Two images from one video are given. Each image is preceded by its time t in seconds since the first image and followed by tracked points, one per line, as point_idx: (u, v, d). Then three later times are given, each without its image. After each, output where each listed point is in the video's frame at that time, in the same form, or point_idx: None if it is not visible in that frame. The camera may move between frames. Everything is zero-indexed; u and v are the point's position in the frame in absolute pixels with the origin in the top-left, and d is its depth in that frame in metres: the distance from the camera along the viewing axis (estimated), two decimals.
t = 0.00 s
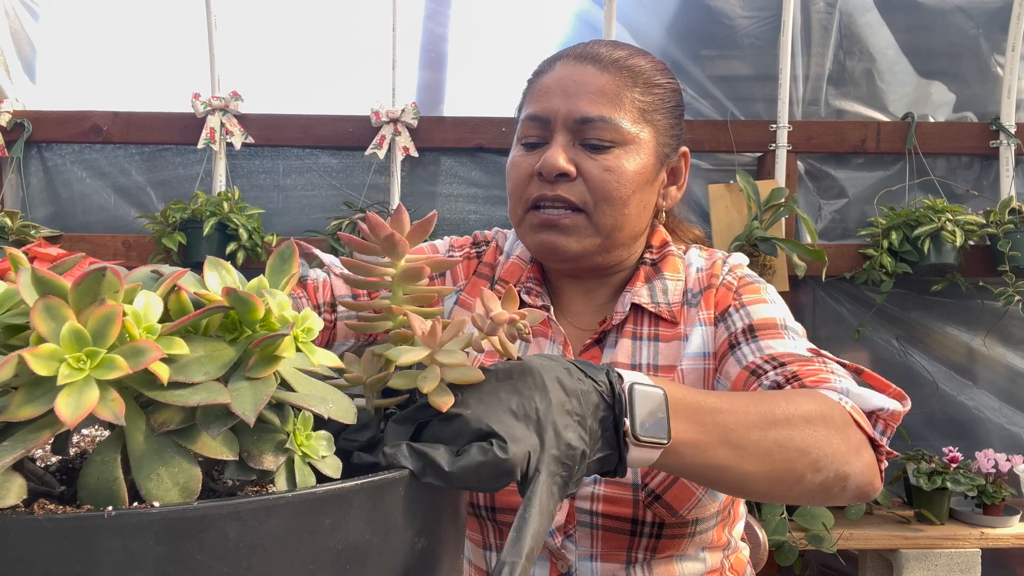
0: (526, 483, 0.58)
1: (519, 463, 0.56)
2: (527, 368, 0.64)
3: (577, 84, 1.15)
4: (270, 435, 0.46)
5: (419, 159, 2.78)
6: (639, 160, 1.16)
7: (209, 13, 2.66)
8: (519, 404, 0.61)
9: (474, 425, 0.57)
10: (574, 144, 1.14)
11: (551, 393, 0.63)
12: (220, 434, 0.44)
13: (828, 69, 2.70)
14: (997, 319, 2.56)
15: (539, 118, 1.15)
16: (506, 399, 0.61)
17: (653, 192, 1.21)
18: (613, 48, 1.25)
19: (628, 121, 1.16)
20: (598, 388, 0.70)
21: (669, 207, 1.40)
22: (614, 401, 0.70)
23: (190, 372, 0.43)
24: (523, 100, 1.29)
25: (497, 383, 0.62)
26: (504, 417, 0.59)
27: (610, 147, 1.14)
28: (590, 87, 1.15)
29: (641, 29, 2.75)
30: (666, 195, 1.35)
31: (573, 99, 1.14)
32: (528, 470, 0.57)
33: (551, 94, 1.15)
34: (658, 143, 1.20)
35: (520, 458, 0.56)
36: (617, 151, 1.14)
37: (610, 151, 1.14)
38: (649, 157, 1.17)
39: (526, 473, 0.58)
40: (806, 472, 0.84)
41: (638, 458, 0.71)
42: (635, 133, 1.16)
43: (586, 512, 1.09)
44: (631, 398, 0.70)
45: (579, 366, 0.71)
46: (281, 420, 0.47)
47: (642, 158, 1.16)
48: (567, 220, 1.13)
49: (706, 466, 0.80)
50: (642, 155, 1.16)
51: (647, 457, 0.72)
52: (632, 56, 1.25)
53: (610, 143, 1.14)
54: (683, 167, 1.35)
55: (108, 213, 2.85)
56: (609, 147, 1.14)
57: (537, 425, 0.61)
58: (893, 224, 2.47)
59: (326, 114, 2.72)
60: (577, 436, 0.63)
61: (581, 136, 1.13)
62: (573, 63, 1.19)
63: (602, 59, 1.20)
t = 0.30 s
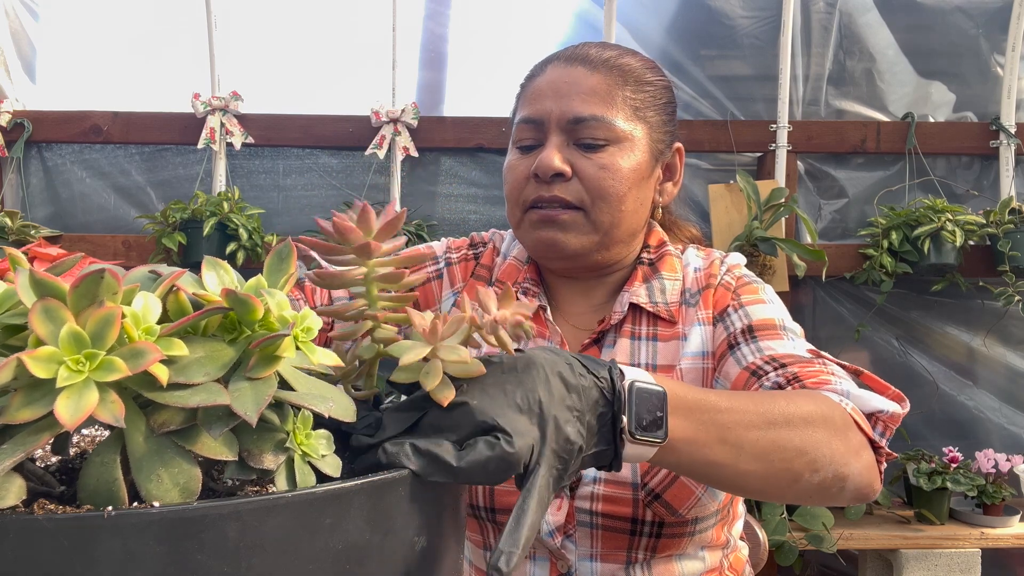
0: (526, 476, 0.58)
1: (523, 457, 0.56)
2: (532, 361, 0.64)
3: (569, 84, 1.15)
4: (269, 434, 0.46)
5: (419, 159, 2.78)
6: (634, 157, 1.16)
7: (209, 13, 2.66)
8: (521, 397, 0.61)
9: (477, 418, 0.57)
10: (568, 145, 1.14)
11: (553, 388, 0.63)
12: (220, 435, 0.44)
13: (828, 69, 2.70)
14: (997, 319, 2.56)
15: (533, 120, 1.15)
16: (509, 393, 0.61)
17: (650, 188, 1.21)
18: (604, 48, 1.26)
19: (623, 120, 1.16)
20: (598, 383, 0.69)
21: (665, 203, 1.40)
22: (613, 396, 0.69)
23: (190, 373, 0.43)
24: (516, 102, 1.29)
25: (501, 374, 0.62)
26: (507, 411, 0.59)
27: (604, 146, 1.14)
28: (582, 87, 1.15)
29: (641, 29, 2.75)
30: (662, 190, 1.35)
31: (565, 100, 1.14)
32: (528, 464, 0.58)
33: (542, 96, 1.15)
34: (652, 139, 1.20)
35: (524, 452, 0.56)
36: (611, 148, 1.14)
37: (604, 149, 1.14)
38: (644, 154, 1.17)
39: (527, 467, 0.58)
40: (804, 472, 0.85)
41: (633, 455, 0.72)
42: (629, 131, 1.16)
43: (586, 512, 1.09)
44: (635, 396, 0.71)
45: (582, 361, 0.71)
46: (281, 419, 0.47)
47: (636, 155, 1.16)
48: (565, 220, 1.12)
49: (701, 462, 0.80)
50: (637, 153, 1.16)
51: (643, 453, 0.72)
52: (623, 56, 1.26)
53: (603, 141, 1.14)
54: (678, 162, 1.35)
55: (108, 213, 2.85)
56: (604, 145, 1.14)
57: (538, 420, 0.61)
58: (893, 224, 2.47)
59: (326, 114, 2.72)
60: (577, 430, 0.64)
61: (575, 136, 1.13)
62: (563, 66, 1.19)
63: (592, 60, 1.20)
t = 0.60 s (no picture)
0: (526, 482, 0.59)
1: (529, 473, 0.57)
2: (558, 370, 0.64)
3: (571, 83, 1.15)
4: (269, 434, 0.46)
5: (419, 159, 2.78)
6: (636, 153, 1.16)
7: (209, 13, 2.66)
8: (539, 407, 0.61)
9: (499, 425, 0.57)
10: (571, 142, 1.14)
11: (570, 401, 0.64)
12: (221, 434, 0.44)
13: (828, 69, 2.70)
14: (998, 319, 2.56)
15: (535, 118, 1.15)
16: (530, 402, 0.61)
17: (650, 185, 1.21)
18: (603, 49, 1.25)
19: (625, 116, 1.16)
20: (605, 398, 0.70)
21: (665, 201, 1.40)
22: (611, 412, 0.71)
23: (190, 372, 0.43)
24: (516, 102, 1.29)
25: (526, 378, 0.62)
26: (524, 421, 0.59)
27: (607, 142, 1.14)
28: (584, 84, 1.15)
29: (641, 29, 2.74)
30: (662, 188, 1.35)
31: (568, 98, 1.14)
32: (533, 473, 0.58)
33: (545, 94, 1.15)
34: (652, 137, 1.21)
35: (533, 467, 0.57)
36: (613, 145, 1.14)
37: (607, 145, 1.14)
38: (644, 151, 1.17)
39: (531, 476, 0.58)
40: (793, 483, 0.86)
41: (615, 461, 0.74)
42: (630, 128, 1.16)
43: (586, 513, 1.09)
44: (627, 414, 0.71)
45: (598, 371, 0.71)
46: (281, 419, 0.47)
47: (638, 152, 1.16)
48: (571, 216, 1.12)
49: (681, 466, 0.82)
50: (639, 150, 1.17)
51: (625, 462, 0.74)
52: (620, 55, 1.26)
53: (606, 138, 1.14)
54: (677, 161, 1.35)
55: (108, 213, 2.85)
56: (606, 141, 1.14)
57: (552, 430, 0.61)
58: (893, 224, 2.47)
59: (326, 114, 2.72)
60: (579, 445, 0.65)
61: (578, 133, 1.14)
62: (563, 65, 1.19)
63: (593, 59, 1.20)
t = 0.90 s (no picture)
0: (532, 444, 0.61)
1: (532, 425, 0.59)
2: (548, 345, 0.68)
3: (567, 82, 1.15)
4: (270, 435, 0.46)
5: (419, 159, 2.78)
6: (634, 150, 1.16)
7: (209, 13, 2.66)
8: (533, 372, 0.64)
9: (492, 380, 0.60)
10: (568, 139, 1.14)
11: (564, 371, 0.67)
12: (221, 435, 0.44)
13: (828, 69, 2.70)
14: (998, 319, 2.56)
15: (533, 118, 1.15)
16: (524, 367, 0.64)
17: (649, 182, 1.21)
18: (599, 49, 1.25)
19: (622, 113, 1.16)
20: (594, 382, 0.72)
21: (665, 197, 1.40)
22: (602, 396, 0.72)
23: (190, 375, 0.43)
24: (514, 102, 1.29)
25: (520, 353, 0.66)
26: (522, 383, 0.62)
27: (604, 139, 1.14)
28: (580, 83, 1.15)
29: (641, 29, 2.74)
30: (661, 185, 1.35)
31: (564, 97, 1.14)
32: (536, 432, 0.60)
33: (541, 94, 1.16)
34: (650, 134, 1.20)
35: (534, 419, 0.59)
36: (610, 141, 1.14)
37: (604, 142, 1.14)
38: (642, 149, 1.17)
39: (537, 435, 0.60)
40: (791, 483, 0.86)
41: (617, 457, 0.73)
42: (628, 125, 1.16)
43: (586, 510, 1.09)
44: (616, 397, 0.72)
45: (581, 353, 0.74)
46: (281, 420, 0.47)
47: (636, 149, 1.16)
48: (570, 214, 1.12)
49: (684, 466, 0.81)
50: (637, 147, 1.17)
51: (626, 455, 0.74)
52: (616, 55, 1.26)
53: (604, 135, 1.14)
54: (676, 157, 1.35)
55: (108, 213, 2.85)
56: (603, 139, 1.14)
57: (551, 394, 0.64)
58: (893, 224, 2.47)
59: (326, 114, 2.72)
60: (581, 415, 0.66)
61: (575, 131, 1.14)
62: (559, 65, 1.19)
63: (588, 59, 1.21)
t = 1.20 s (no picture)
0: (527, 444, 0.63)
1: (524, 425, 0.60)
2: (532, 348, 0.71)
3: (561, 82, 1.15)
4: (269, 435, 0.46)
5: (419, 159, 2.78)
6: (630, 149, 1.16)
7: (209, 13, 2.66)
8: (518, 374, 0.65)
9: (484, 383, 0.60)
10: (564, 139, 1.14)
11: (549, 373, 0.70)
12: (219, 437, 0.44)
13: (828, 69, 2.70)
14: (997, 319, 2.56)
15: (528, 119, 1.15)
16: (509, 370, 0.64)
17: (646, 180, 1.21)
18: (592, 48, 1.26)
19: (616, 112, 1.16)
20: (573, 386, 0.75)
21: (662, 195, 1.41)
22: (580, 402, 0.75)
23: (187, 377, 0.43)
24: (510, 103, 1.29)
25: (505, 353, 0.67)
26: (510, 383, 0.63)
27: (599, 138, 1.14)
28: (573, 82, 1.15)
29: (641, 29, 2.74)
30: (657, 183, 1.36)
31: (559, 97, 1.14)
32: (533, 431, 0.62)
33: (535, 95, 1.16)
34: (645, 132, 1.21)
35: (526, 420, 0.60)
36: (606, 140, 1.14)
37: (599, 141, 1.14)
38: (638, 148, 1.17)
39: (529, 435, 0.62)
40: (771, 475, 0.86)
41: (600, 462, 0.74)
42: (623, 124, 1.16)
43: (587, 508, 1.09)
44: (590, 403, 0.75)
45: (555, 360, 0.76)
46: (281, 420, 0.47)
47: (632, 147, 1.16)
48: (568, 215, 1.13)
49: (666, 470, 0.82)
50: (632, 145, 1.16)
51: (611, 461, 0.75)
52: (609, 54, 1.25)
53: (599, 134, 1.14)
54: (672, 155, 1.36)
55: (108, 213, 2.85)
56: (599, 138, 1.14)
57: (541, 395, 0.66)
58: (893, 224, 2.47)
59: (326, 114, 2.72)
60: (568, 417, 0.70)
61: (570, 131, 1.14)
62: (554, 65, 1.19)
63: (581, 59, 1.21)
